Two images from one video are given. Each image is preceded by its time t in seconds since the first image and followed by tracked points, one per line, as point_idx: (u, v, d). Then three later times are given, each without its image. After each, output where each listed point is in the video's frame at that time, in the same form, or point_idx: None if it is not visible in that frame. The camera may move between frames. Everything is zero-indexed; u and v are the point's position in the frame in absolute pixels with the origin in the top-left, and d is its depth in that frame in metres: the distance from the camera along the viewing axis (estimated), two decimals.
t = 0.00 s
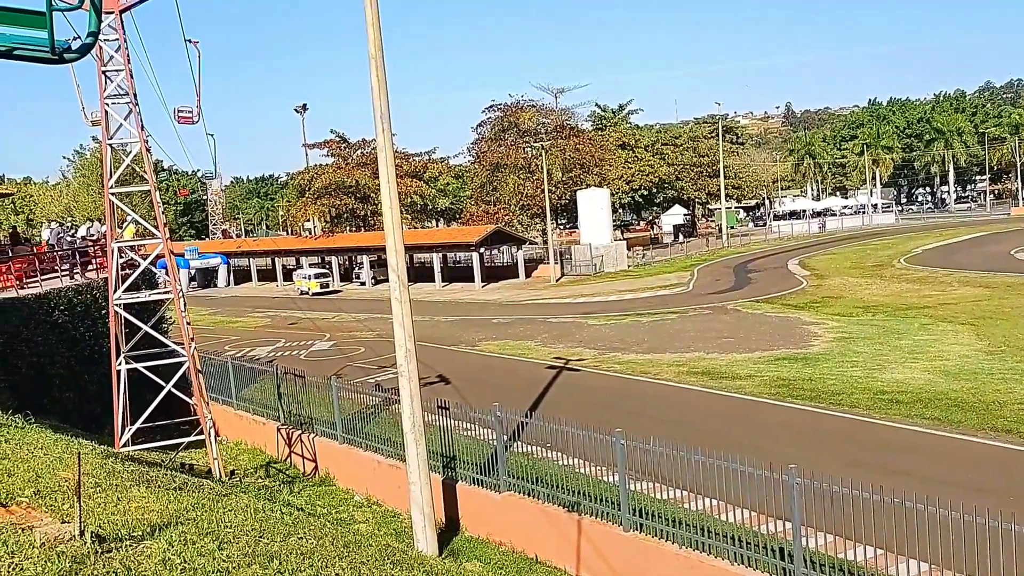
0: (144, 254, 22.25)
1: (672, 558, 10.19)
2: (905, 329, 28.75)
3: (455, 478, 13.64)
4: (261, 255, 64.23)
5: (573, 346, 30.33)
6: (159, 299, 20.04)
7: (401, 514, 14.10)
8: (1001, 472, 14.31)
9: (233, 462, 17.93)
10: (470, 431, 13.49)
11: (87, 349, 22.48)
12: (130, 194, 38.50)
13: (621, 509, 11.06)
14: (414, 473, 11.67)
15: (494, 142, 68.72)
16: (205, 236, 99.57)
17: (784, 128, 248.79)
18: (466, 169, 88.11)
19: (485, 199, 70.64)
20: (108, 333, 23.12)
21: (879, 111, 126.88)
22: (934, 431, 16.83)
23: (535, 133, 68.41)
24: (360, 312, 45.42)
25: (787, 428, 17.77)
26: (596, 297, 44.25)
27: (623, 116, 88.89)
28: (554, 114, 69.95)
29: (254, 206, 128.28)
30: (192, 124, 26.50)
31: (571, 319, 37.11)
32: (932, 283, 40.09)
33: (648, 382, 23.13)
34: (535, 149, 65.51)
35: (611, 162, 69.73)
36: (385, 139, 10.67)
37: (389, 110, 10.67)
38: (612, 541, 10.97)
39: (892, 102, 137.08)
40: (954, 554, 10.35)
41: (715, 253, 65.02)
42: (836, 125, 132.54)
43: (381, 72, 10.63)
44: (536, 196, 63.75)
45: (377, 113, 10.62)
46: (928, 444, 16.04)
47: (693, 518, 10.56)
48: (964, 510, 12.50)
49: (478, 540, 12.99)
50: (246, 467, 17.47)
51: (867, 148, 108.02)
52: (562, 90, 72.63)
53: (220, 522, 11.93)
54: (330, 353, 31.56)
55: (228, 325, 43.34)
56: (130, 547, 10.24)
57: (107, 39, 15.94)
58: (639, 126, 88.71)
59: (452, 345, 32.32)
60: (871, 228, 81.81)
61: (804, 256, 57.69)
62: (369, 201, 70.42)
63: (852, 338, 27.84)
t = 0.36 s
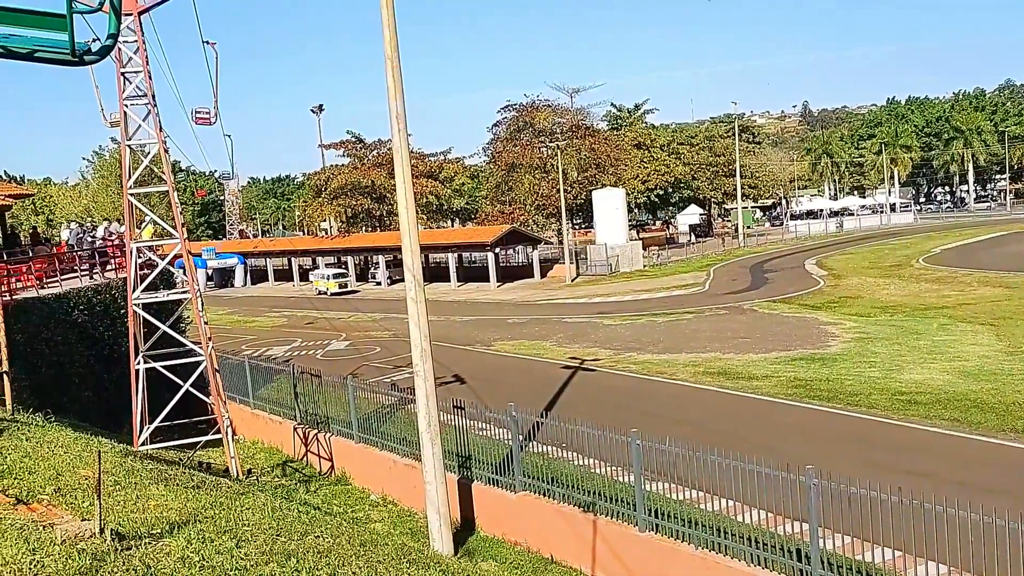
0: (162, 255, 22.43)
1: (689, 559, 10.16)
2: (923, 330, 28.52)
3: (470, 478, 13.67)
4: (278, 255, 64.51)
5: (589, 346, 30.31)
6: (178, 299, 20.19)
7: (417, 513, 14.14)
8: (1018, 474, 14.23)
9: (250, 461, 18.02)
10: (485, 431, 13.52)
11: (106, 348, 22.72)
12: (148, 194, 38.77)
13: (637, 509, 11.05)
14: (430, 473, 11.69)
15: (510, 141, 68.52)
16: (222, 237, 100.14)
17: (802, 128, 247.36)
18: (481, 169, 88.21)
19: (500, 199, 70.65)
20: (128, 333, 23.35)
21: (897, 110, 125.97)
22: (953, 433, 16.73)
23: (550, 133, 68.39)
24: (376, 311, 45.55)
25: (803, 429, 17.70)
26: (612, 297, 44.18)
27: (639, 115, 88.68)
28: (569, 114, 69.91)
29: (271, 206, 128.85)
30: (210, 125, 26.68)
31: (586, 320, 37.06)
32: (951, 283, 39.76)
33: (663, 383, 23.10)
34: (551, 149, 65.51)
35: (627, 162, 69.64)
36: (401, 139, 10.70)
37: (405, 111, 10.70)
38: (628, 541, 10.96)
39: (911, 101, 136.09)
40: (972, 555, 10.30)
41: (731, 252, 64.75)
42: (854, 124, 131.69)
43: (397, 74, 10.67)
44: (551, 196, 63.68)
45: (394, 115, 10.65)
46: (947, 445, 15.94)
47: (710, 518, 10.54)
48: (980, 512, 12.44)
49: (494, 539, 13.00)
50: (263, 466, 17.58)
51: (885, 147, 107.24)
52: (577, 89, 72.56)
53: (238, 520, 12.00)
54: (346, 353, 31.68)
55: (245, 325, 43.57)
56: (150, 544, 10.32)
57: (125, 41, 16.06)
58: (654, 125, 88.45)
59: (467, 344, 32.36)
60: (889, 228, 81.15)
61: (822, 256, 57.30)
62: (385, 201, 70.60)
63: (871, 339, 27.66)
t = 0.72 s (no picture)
0: (186, 254, 22.63)
1: (710, 560, 10.12)
2: (948, 331, 28.23)
3: (490, 477, 13.69)
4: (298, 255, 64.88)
5: (608, 346, 30.25)
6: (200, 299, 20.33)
7: (437, 512, 14.18)
8: None
9: (271, 460, 18.14)
10: (505, 431, 13.54)
11: (131, 348, 22.93)
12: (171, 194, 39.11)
13: (656, 510, 11.01)
14: (449, 473, 11.71)
15: (528, 142, 69.44)
16: (244, 237, 100.84)
17: (824, 126, 245.53)
18: (501, 169, 88.19)
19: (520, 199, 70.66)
20: (151, 333, 23.55)
21: (922, 108, 124.78)
22: (976, 434, 16.59)
23: (570, 132, 68.42)
24: (396, 312, 45.69)
25: (824, 429, 17.61)
26: (631, 298, 44.07)
27: (659, 115, 88.40)
28: (589, 114, 69.84)
29: (292, 207, 129.55)
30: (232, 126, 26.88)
31: (606, 320, 37.00)
32: (976, 283, 39.33)
33: (683, 383, 23.04)
34: (570, 149, 65.49)
35: (647, 162, 69.45)
36: (421, 141, 10.73)
37: (424, 112, 10.74)
38: (647, 542, 10.94)
39: (935, 99, 134.71)
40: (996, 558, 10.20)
41: (751, 252, 64.44)
42: (877, 122, 130.58)
43: (417, 75, 10.70)
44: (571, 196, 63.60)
45: (413, 116, 10.69)
46: (971, 447, 15.79)
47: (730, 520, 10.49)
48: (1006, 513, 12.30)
49: (514, 539, 13.01)
50: (284, 465, 17.69)
51: (908, 145, 106.22)
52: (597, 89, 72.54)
53: (259, 518, 12.09)
54: (366, 353, 31.78)
55: (266, 325, 43.86)
56: (174, 541, 10.42)
57: (149, 43, 16.21)
58: (675, 125, 88.14)
59: (487, 344, 32.39)
60: (913, 228, 80.38)
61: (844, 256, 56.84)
62: (405, 201, 70.83)
63: (894, 339, 27.40)
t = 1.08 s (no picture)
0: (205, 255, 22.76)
1: (727, 561, 10.09)
2: (968, 331, 28.01)
3: (507, 477, 13.71)
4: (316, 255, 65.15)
5: (625, 346, 30.20)
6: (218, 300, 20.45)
7: (454, 512, 14.21)
8: None
9: (289, 459, 18.23)
10: (522, 431, 13.56)
11: (150, 347, 23.12)
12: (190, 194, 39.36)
13: (673, 511, 10.99)
14: (466, 473, 11.73)
15: (545, 141, 69.03)
16: (262, 237, 101.39)
17: (842, 125, 244.12)
18: (518, 169, 88.26)
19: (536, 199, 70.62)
20: (170, 333, 23.73)
21: (942, 107, 123.74)
22: (998, 435, 16.44)
23: (587, 132, 68.34)
24: (413, 311, 45.80)
25: (843, 430, 17.50)
26: (648, 298, 43.98)
27: (676, 114, 88.16)
28: (606, 114, 69.72)
29: (310, 207, 130.14)
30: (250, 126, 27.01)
31: (623, 320, 36.94)
32: (997, 283, 38.98)
33: (700, 383, 22.96)
34: (587, 148, 65.42)
35: (664, 161, 69.24)
36: (438, 141, 10.75)
37: (441, 113, 10.76)
38: (664, 543, 10.92)
39: (956, 97, 133.51)
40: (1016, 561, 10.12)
41: (769, 252, 64.16)
42: (897, 121, 129.60)
43: (434, 76, 10.73)
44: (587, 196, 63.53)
45: (430, 117, 10.71)
46: (991, 448, 15.66)
47: (748, 521, 10.44)
48: None
49: (530, 539, 13.02)
50: (301, 464, 17.76)
51: (928, 144, 105.37)
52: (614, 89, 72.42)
53: (278, 517, 12.14)
54: (383, 352, 31.85)
55: (284, 324, 44.08)
56: (194, 539, 10.49)
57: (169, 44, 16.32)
58: (692, 124, 87.84)
59: (503, 344, 32.42)
60: (933, 227, 79.75)
61: (863, 256, 56.48)
62: (422, 201, 70.98)
63: (914, 340, 27.19)
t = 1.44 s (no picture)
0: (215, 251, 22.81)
1: (737, 557, 10.07)
2: (979, 327, 27.88)
3: (516, 472, 13.72)
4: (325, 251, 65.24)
5: (634, 342, 30.14)
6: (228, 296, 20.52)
7: (462, 507, 14.22)
8: None
9: (298, 454, 18.28)
10: (531, 426, 13.56)
11: (160, 343, 23.21)
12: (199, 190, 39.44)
13: (682, 507, 10.97)
14: (475, 469, 11.73)
15: (555, 136, 69.05)
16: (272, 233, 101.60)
17: (852, 120, 243.35)
18: (527, 165, 88.15)
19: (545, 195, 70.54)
20: (180, 328, 23.80)
21: (953, 102, 123.11)
22: (1009, 432, 16.36)
23: (596, 127, 68.16)
24: (422, 307, 45.82)
25: (854, 427, 17.43)
26: (658, 294, 43.92)
27: (686, 110, 87.96)
28: (616, 109, 69.48)
29: (319, 203, 130.29)
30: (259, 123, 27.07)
31: (632, 316, 36.89)
32: (1009, 279, 38.78)
33: (709, 379, 22.94)
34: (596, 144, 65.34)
35: (673, 157, 69.10)
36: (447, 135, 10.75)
37: (450, 108, 10.75)
38: (673, 539, 10.91)
39: (967, 93, 132.75)
40: None
41: (778, 248, 64.03)
42: (909, 116, 129.01)
43: (443, 70, 10.72)
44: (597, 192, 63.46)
45: (439, 112, 10.71)
46: (1002, 445, 15.58)
47: (757, 517, 10.41)
48: None
49: (539, 534, 13.02)
50: (311, 460, 17.81)
51: (939, 140, 104.83)
52: (623, 84, 72.24)
53: (287, 512, 12.18)
54: (392, 348, 31.88)
55: (294, 320, 44.17)
56: (203, 534, 10.54)
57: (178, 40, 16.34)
58: (702, 120, 87.62)
59: (513, 340, 32.41)
60: (944, 223, 79.36)
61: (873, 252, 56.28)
62: (431, 197, 71.00)
63: (925, 336, 27.07)
